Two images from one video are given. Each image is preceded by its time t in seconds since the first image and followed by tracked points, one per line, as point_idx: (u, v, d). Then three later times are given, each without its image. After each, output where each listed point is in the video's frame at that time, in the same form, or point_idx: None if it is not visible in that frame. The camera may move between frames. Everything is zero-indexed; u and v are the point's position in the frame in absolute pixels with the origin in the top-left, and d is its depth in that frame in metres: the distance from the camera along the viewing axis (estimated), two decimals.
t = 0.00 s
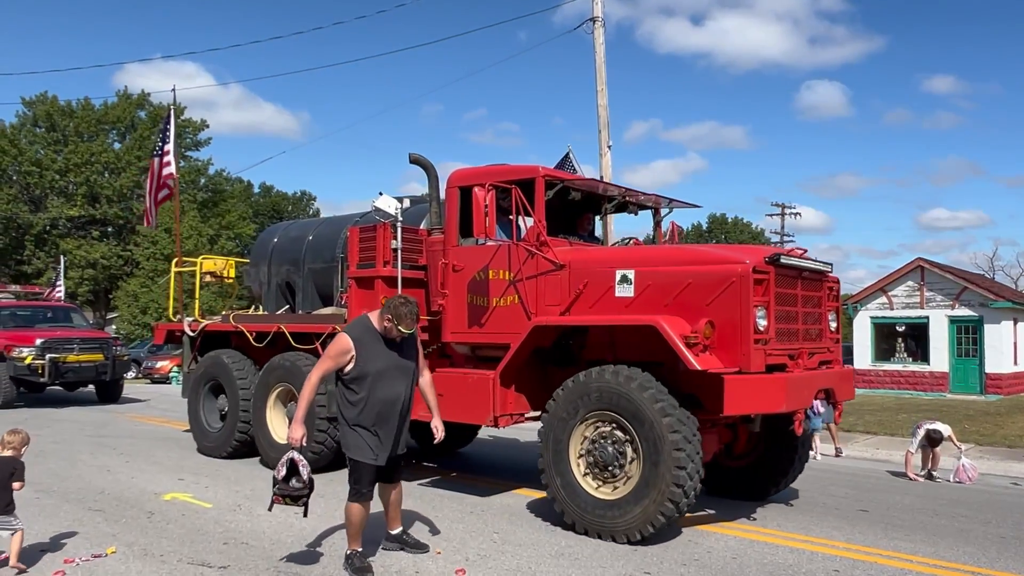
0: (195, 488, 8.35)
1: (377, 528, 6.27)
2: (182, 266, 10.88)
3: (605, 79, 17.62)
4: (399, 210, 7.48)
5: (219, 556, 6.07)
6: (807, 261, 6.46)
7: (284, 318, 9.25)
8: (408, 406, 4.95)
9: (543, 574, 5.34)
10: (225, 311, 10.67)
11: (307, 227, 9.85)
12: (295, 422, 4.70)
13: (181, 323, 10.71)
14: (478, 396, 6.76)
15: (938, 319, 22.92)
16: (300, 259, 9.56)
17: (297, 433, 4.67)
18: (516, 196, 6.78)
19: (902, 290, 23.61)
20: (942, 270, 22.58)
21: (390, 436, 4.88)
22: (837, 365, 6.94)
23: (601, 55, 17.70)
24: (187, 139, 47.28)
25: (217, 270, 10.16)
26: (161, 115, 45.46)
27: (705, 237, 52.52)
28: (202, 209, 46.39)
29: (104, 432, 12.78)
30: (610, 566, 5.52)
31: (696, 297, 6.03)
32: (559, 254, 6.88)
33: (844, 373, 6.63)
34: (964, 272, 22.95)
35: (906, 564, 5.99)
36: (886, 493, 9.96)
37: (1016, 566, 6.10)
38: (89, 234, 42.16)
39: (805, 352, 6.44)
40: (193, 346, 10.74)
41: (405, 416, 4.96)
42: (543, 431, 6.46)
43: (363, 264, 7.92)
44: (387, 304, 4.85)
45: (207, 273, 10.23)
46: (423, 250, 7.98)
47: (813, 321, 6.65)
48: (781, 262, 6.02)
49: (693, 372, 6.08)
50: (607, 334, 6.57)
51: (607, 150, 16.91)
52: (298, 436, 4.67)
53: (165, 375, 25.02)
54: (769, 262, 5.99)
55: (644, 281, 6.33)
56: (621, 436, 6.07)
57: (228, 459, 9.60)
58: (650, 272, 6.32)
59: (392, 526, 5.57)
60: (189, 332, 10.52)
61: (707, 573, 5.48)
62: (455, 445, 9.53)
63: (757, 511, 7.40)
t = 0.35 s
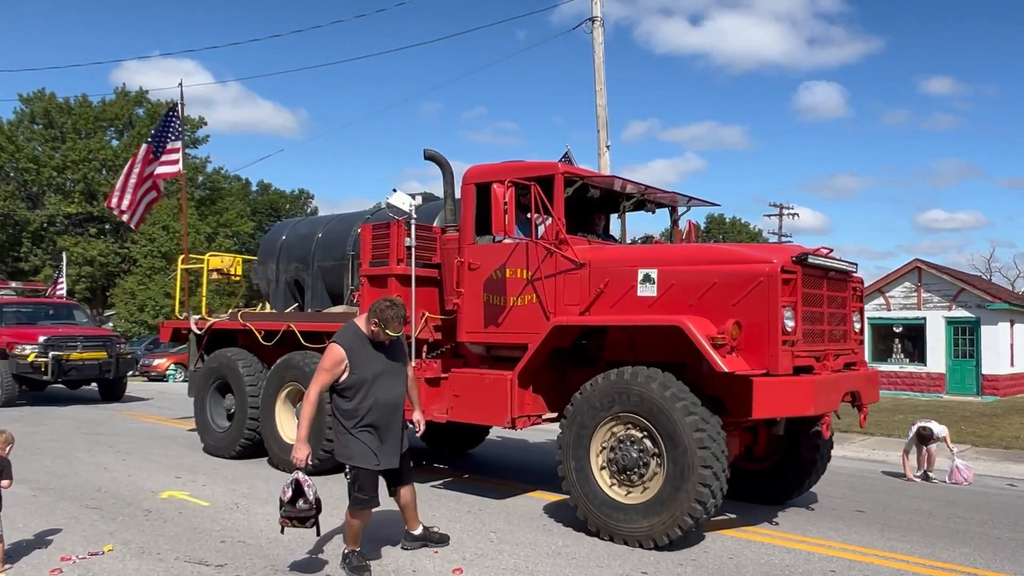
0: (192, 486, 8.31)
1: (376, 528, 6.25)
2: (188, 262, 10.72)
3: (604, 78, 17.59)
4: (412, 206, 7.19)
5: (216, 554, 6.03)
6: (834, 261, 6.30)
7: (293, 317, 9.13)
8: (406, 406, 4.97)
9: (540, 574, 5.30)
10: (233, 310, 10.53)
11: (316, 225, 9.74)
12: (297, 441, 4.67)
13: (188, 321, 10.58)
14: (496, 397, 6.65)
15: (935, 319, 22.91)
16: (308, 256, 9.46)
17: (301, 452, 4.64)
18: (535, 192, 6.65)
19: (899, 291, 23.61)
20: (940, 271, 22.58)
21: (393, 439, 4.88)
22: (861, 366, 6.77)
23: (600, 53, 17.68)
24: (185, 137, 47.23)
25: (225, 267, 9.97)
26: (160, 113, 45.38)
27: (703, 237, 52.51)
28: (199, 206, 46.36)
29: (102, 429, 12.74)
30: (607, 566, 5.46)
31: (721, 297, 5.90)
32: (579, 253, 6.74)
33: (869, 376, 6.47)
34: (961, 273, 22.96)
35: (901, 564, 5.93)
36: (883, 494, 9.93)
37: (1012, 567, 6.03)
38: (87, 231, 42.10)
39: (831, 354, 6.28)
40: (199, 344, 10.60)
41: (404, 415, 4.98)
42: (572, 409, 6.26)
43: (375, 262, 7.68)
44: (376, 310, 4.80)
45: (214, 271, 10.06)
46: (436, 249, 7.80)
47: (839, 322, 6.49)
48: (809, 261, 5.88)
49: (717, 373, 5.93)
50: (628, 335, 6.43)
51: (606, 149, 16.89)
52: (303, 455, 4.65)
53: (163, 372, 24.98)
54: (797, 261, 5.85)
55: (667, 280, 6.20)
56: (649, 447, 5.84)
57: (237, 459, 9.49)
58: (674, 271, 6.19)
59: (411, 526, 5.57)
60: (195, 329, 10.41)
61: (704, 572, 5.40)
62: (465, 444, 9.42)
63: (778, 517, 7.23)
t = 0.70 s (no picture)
0: (184, 485, 8.25)
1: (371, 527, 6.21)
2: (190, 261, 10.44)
3: (597, 78, 17.60)
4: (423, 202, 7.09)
5: (209, 554, 5.99)
6: (859, 259, 6.11)
7: (304, 314, 8.99)
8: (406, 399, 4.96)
9: (533, 573, 5.25)
10: (236, 309, 10.36)
11: (321, 222, 9.54)
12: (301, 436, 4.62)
13: (190, 320, 10.42)
14: (510, 398, 6.50)
15: (927, 320, 22.96)
16: (315, 255, 9.25)
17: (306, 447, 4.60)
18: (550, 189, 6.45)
19: (892, 291, 23.67)
20: (932, 273, 22.64)
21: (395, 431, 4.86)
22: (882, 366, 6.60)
23: (594, 53, 17.67)
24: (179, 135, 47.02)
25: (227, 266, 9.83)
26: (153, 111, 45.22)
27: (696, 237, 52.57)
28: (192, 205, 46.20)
29: (95, 428, 12.66)
30: (600, 565, 5.42)
31: (746, 298, 5.72)
32: (596, 251, 6.56)
33: (891, 377, 6.33)
34: (953, 274, 23.03)
35: (894, 564, 5.87)
36: (876, 494, 9.90)
37: (1002, 566, 5.97)
38: (79, 230, 41.94)
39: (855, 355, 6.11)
40: (201, 343, 10.45)
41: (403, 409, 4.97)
42: (607, 391, 6.02)
43: (386, 260, 7.62)
44: (378, 306, 4.75)
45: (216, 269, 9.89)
46: (448, 247, 7.73)
47: (862, 322, 6.32)
48: (835, 260, 5.69)
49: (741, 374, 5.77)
50: (646, 336, 6.24)
51: (601, 149, 16.88)
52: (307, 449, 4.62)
53: (156, 372, 24.88)
54: (823, 261, 5.65)
55: (688, 279, 6.02)
56: (674, 459, 5.65)
57: (240, 461, 9.32)
58: (695, 270, 6.00)
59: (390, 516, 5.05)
60: (197, 329, 10.26)
61: (697, 570, 5.33)
62: (471, 448, 9.26)
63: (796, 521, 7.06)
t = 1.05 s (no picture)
0: (171, 485, 8.18)
1: (361, 527, 6.17)
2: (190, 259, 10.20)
3: (587, 79, 17.60)
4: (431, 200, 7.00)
5: (197, 554, 5.93)
6: (879, 259, 5.96)
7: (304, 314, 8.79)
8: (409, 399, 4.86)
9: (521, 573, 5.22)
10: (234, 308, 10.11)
11: (322, 220, 9.39)
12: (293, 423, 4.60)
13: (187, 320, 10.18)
14: (522, 400, 6.34)
15: (914, 321, 23.05)
16: (317, 254, 9.12)
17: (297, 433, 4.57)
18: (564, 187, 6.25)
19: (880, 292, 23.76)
20: (918, 273, 22.73)
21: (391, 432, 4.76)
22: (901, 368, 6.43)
23: (585, 54, 17.66)
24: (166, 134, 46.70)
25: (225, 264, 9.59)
26: (140, 110, 44.92)
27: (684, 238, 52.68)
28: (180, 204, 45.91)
29: (83, 428, 12.55)
30: (588, 565, 5.39)
31: (767, 297, 5.56)
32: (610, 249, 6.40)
33: (911, 379, 6.18)
34: (938, 276, 23.14)
35: (882, 564, 5.83)
36: (865, 493, 9.90)
37: (987, 566, 5.92)
38: (66, 229, 41.64)
39: (874, 357, 5.96)
40: (200, 344, 10.18)
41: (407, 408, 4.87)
42: (644, 381, 5.75)
43: (391, 259, 7.40)
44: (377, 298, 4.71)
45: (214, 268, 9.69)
46: (455, 245, 7.47)
47: (881, 323, 6.17)
48: (858, 260, 5.54)
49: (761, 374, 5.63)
50: (662, 336, 6.08)
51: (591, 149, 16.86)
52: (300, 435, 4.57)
53: (143, 372, 24.71)
54: (845, 260, 5.50)
55: (706, 279, 5.86)
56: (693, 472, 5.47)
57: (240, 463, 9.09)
58: (713, 269, 5.85)
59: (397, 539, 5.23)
60: (196, 328, 10.01)
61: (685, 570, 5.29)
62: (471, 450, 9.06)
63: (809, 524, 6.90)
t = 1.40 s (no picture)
0: (154, 486, 8.10)
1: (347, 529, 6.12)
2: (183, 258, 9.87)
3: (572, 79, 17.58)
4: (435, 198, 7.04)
5: (180, 555, 5.87)
6: (897, 260, 5.84)
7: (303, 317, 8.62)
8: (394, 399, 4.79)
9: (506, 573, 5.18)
10: (230, 308, 9.85)
11: (321, 218, 9.11)
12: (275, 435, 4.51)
13: (181, 320, 9.86)
14: (532, 402, 6.20)
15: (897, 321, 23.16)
16: (315, 254, 8.79)
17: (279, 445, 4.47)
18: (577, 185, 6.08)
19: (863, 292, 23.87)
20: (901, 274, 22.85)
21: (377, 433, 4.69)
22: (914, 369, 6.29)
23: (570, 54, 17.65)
24: (149, 133, 46.24)
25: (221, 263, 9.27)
26: (123, 109, 44.52)
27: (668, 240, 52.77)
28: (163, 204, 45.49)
29: (66, 430, 12.42)
30: (574, 564, 5.36)
31: (786, 297, 5.42)
32: (621, 248, 6.23)
33: (927, 381, 6.06)
34: (921, 276, 23.27)
35: (866, 562, 5.80)
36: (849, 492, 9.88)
37: (968, 563, 5.86)
38: (47, 228, 41.23)
39: (892, 358, 5.84)
40: (195, 345, 9.88)
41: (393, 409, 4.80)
42: (689, 381, 5.43)
43: (393, 259, 7.22)
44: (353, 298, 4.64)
45: (209, 268, 9.39)
46: (459, 244, 7.34)
47: (897, 324, 6.04)
48: (877, 260, 5.41)
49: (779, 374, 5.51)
50: (675, 336, 5.92)
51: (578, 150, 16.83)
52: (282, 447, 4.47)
53: (126, 373, 24.49)
54: (865, 260, 5.37)
55: (722, 279, 5.70)
56: (707, 485, 5.28)
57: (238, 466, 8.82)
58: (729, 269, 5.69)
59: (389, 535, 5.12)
60: (191, 329, 9.66)
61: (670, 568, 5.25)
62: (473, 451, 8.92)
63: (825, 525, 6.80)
